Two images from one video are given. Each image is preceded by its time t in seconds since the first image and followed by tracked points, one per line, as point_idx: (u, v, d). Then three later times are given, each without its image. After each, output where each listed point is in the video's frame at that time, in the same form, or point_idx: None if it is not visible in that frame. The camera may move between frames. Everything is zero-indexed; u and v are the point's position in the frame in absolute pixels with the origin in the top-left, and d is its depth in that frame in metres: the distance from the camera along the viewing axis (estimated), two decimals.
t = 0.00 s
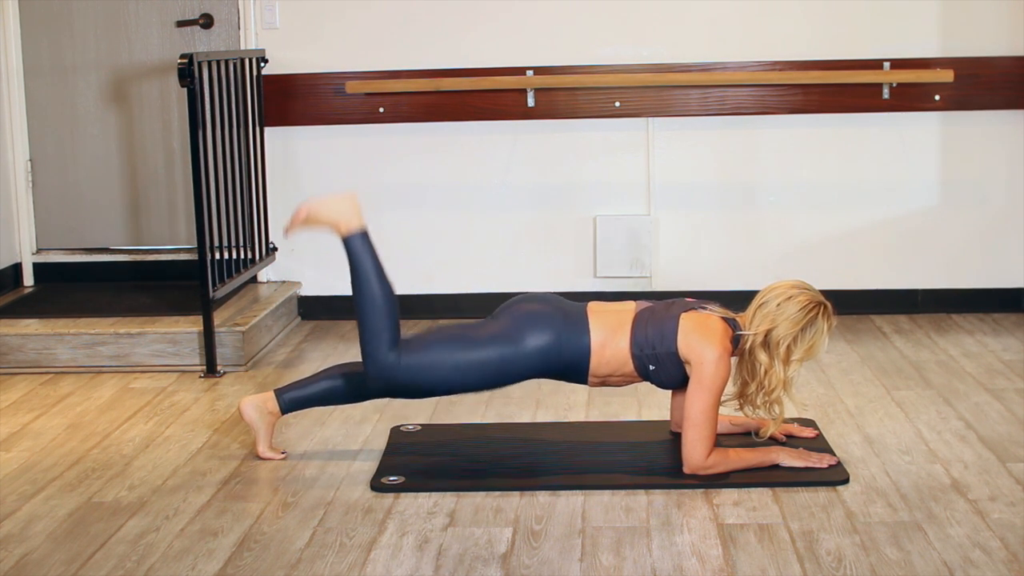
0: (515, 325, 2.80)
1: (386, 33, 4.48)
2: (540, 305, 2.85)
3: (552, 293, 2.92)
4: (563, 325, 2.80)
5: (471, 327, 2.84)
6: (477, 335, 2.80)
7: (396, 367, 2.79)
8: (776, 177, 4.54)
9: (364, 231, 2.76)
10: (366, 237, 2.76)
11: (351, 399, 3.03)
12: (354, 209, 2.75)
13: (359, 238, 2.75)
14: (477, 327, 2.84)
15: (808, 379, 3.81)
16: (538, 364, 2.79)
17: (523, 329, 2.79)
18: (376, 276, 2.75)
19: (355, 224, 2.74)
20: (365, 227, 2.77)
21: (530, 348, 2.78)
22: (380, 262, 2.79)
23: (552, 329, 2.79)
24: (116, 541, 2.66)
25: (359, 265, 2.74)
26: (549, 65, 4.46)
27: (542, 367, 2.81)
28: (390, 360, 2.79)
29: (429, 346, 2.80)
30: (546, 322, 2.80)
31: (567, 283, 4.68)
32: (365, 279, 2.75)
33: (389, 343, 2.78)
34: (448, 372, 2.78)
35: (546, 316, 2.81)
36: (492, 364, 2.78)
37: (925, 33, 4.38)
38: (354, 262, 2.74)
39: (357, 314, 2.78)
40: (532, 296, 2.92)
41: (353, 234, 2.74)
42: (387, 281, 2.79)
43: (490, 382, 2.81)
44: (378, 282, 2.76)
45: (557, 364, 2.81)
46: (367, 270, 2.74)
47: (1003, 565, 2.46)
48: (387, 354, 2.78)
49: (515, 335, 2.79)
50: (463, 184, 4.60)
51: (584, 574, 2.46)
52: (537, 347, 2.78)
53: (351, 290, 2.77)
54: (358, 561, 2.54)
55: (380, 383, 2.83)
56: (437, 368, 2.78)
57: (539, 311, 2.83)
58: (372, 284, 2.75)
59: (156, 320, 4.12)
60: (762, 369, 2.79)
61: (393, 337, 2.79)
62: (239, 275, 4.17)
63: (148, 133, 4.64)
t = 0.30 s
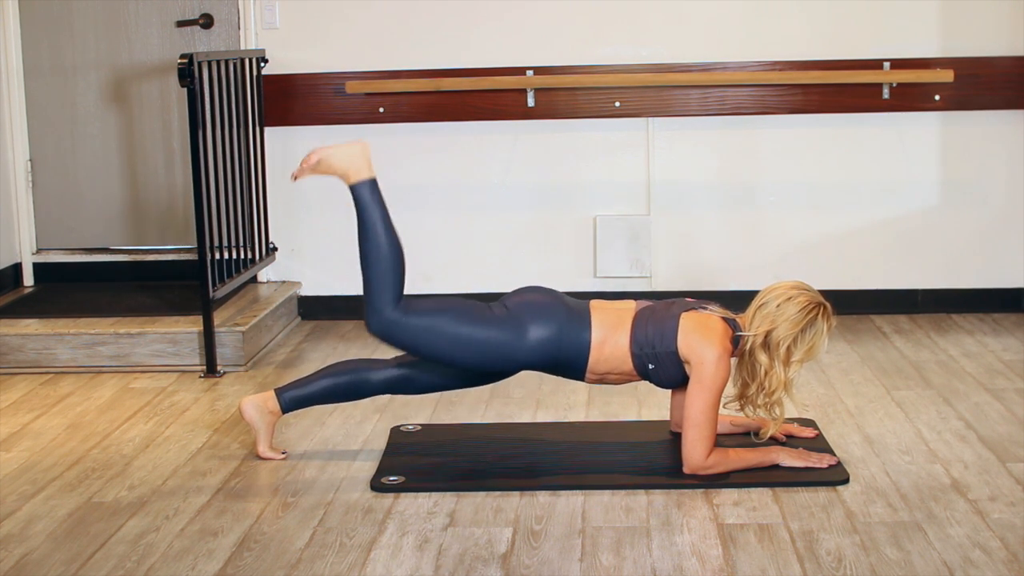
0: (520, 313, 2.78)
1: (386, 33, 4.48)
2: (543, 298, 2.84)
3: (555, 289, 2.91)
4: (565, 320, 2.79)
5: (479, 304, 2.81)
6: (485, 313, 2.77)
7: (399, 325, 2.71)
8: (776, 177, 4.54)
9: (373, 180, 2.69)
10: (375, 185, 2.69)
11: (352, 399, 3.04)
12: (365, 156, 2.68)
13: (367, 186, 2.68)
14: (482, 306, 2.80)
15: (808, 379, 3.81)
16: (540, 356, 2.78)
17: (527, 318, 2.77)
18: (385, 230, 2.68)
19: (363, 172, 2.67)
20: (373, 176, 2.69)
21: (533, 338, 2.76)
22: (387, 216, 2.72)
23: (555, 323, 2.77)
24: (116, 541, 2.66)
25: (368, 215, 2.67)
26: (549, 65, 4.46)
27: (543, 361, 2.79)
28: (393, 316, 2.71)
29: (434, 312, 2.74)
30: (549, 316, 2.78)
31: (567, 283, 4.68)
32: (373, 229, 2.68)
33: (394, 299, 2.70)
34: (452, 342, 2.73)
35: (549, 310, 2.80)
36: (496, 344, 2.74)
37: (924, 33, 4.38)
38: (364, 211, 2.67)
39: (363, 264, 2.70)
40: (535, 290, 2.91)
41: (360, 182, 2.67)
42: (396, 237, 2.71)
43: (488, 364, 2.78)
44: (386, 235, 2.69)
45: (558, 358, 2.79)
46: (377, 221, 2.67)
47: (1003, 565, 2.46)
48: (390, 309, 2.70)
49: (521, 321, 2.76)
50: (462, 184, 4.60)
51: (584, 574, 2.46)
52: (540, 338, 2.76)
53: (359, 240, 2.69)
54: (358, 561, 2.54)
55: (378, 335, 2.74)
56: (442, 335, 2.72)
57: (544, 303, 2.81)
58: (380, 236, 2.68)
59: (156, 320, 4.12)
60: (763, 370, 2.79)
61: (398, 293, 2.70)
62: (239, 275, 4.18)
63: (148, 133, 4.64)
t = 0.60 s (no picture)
0: (510, 324, 2.79)
1: (386, 32, 4.48)
2: (535, 299, 2.85)
3: (547, 287, 2.92)
4: (559, 318, 2.80)
5: (463, 333, 2.84)
6: (470, 341, 2.80)
7: (403, 391, 2.78)
8: (776, 177, 4.54)
9: (359, 259, 2.73)
10: (361, 265, 2.74)
11: (350, 398, 3.04)
12: (347, 239, 2.72)
13: (354, 268, 2.73)
14: (467, 333, 2.83)
15: (808, 379, 3.81)
16: (536, 355, 2.79)
17: (519, 326, 2.78)
18: (375, 305, 2.74)
19: (349, 255, 2.71)
20: (359, 257, 2.74)
21: (527, 343, 2.77)
22: (375, 290, 2.78)
23: (549, 322, 2.79)
24: (116, 541, 2.66)
25: (357, 296, 2.73)
26: (549, 65, 4.46)
27: (539, 360, 2.80)
28: (394, 387, 2.78)
29: (429, 362, 2.79)
30: (543, 315, 2.79)
31: (567, 283, 4.68)
32: (363, 311, 2.74)
33: (391, 371, 2.78)
34: (450, 384, 2.78)
35: (542, 309, 2.81)
36: (490, 369, 2.78)
37: (924, 33, 4.38)
38: (353, 295, 2.73)
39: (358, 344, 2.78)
40: (528, 290, 2.92)
41: (348, 266, 2.72)
42: (385, 310, 2.78)
43: (492, 385, 2.81)
44: (376, 312, 2.75)
45: (554, 355, 2.80)
46: (365, 301, 2.73)
47: (1004, 565, 2.46)
48: (391, 380, 2.78)
49: (512, 335, 2.78)
50: (463, 183, 4.60)
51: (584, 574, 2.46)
52: (535, 341, 2.78)
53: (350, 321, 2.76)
54: (358, 561, 2.54)
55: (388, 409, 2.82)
56: (437, 382, 2.77)
57: (535, 305, 2.82)
58: (371, 315, 2.75)
59: (156, 320, 4.12)
60: (760, 370, 2.79)
61: (396, 365, 2.79)
62: (239, 275, 4.17)
63: (148, 133, 4.64)
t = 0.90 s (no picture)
0: (508, 329, 2.79)
1: (386, 32, 4.48)
2: (533, 301, 2.85)
3: (546, 288, 2.92)
4: (558, 319, 2.80)
5: (462, 341, 2.84)
6: (471, 348, 2.80)
7: (408, 404, 2.78)
8: (776, 176, 4.54)
9: (359, 277, 2.73)
10: (363, 284, 2.73)
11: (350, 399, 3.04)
12: (346, 257, 2.72)
13: (356, 286, 2.72)
14: (466, 341, 2.83)
15: (808, 379, 3.81)
16: (535, 356, 2.79)
17: (517, 329, 2.78)
18: (377, 323, 2.74)
19: (348, 274, 2.71)
20: (359, 275, 2.73)
21: (527, 344, 2.77)
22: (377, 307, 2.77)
23: (547, 323, 2.78)
24: (116, 541, 2.66)
25: (359, 316, 2.72)
26: (548, 65, 4.46)
27: (539, 363, 2.80)
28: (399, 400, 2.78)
29: (431, 374, 2.79)
30: (541, 316, 2.79)
31: (567, 282, 4.68)
32: (366, 329, 2.74)
33: (396, 386, 2.78)
34: (453, 393, 2.78)
35: (540, 311, 2.81)
36: (493, 375, 2.78)
37: (924, 32, 4.38)
38: (355, 314, 2.72)
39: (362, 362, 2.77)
40: (527, 291, 2.92)
41: (348, 284, 2.71)
42: (387, 326, 2.77)
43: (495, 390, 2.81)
44: (379, 329, 2.74)
45: (554, 356, 2.80)
46: (368, 319, 2.72)
47: (1003, 565, 2.46)
48: (397, 395, 2.78)
49: (511, 340, 2.78)
50: (463, 183, 4.60)
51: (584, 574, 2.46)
52: (534, 343, 2.78)
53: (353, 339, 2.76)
54: (358, 561, 2.54)
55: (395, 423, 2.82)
56: (440, 391, 2.78)
57: (532, 307, 2.82)
58: (374, 332, 2.74)
59: (156, 320, 4.12)
60: (760, 370, 2.79)
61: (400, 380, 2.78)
62: (239, 275, 4.17)
63: (148, 133, 4.64)
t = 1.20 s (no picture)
0: (519, 316, 2.78)
1: (386, 33, 4.48)
2: (542, 299, 2.83)
3: (553, 289, 2.91)
4: (564, 320, 2.78)
5: (475, 309, 2.81)
6: (482, 320, 2.77)
7: (399, 334, 2.71)
8: (776, 177, 4.54)
9: (362, 193, 2.66)
10: (364, 199, 2.66)
11: (351, 398, 3.04)
12: (351, 169, 2.65)
13: (357, 200, 2.65)
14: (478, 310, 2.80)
15: (808, 379, 3.81)
16: (539, 357, 2.77)
17: (526, 321, 2.76)
18: (377, 239, 2.66)
19: (351, 186, 2.64)
20: (362, 189, 2.67)
21: (532, 342, 2.75)
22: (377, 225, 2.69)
23: (554, 323, 2.77)
24: (116, 541, 2.66)
25: (359, 228, 2.64)
26: (549, 65, 4.46)
27: (541, 364, 2.79)
28: (390, 326, 2.71)
29: (433, 319, 2.73)
30: (548, 317, 2.78)
31: (567, 283, 4.68)
32: (365, 240, 2.65)
33: (389, 309, 2.70)
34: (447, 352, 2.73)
35: (549, 310, 2.79)
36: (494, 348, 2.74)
37: (924, 32, 4.38)
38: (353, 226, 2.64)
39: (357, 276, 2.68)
40: (531, 291, 2.91)
41: (349, 197, 2.65)
42: (387, 244, 2.69)
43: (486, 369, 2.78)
44: (378, 244, 2.66)
45: (557, 359, 2.79)
46: (369, 233, 2.64)
47: (1004, 565, 2.46)
48: (388, 317, 2.70)
49: (519, 327, 2.76)
50: (462, 183, 4.60)
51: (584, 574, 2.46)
52: (539, 338, 2.75)
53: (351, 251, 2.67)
54: (358, 561, 2.54)
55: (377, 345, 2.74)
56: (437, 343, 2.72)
57: (541, 306, 2.81)
58: (372, 246, 2.66)
59: (156, 320, 4.12)
60: (761, 369, 2.79)
61: (394, 303, 2.70)
62: (239, 275, 4.17)
63: (148, 133, 4.64)
